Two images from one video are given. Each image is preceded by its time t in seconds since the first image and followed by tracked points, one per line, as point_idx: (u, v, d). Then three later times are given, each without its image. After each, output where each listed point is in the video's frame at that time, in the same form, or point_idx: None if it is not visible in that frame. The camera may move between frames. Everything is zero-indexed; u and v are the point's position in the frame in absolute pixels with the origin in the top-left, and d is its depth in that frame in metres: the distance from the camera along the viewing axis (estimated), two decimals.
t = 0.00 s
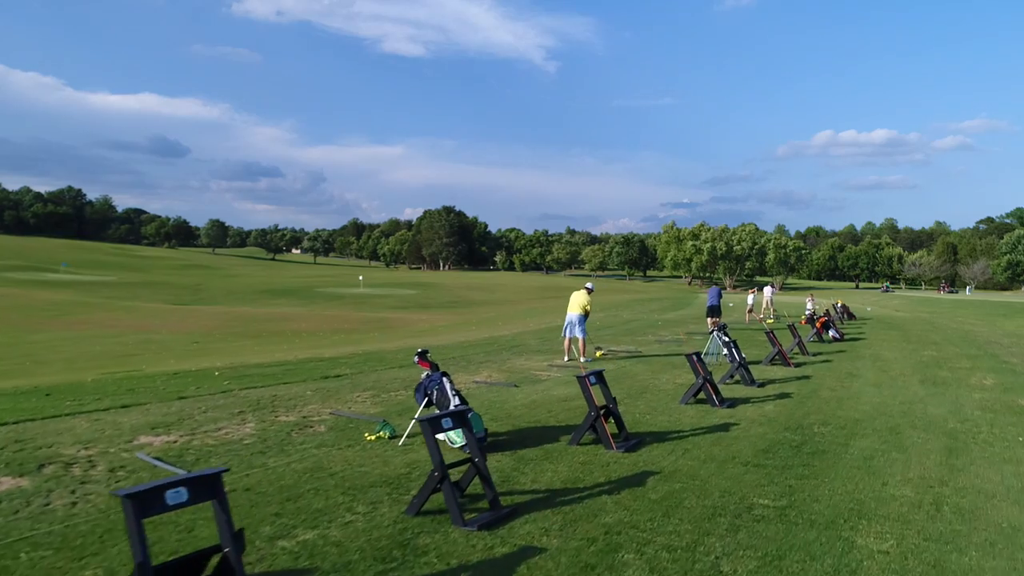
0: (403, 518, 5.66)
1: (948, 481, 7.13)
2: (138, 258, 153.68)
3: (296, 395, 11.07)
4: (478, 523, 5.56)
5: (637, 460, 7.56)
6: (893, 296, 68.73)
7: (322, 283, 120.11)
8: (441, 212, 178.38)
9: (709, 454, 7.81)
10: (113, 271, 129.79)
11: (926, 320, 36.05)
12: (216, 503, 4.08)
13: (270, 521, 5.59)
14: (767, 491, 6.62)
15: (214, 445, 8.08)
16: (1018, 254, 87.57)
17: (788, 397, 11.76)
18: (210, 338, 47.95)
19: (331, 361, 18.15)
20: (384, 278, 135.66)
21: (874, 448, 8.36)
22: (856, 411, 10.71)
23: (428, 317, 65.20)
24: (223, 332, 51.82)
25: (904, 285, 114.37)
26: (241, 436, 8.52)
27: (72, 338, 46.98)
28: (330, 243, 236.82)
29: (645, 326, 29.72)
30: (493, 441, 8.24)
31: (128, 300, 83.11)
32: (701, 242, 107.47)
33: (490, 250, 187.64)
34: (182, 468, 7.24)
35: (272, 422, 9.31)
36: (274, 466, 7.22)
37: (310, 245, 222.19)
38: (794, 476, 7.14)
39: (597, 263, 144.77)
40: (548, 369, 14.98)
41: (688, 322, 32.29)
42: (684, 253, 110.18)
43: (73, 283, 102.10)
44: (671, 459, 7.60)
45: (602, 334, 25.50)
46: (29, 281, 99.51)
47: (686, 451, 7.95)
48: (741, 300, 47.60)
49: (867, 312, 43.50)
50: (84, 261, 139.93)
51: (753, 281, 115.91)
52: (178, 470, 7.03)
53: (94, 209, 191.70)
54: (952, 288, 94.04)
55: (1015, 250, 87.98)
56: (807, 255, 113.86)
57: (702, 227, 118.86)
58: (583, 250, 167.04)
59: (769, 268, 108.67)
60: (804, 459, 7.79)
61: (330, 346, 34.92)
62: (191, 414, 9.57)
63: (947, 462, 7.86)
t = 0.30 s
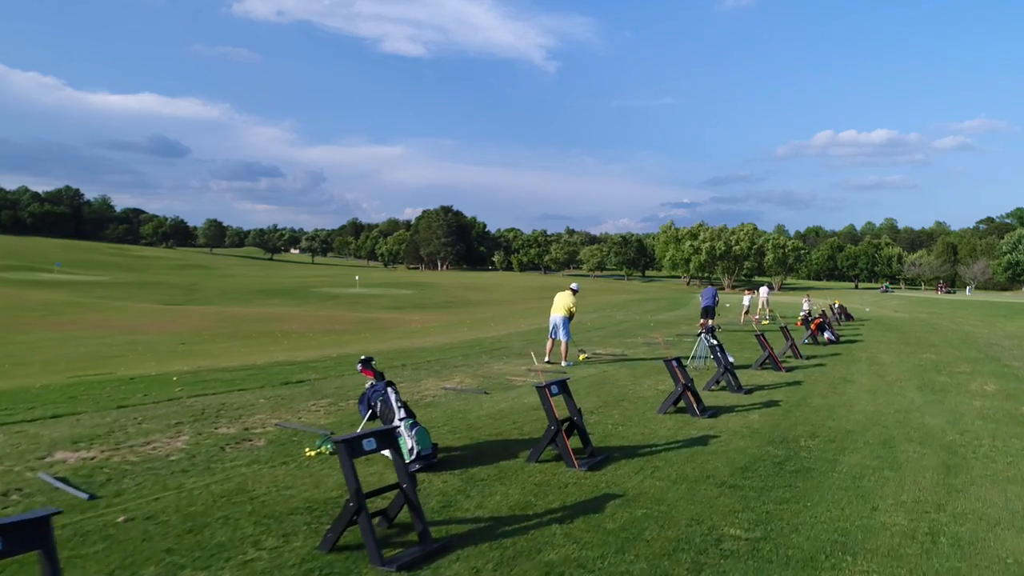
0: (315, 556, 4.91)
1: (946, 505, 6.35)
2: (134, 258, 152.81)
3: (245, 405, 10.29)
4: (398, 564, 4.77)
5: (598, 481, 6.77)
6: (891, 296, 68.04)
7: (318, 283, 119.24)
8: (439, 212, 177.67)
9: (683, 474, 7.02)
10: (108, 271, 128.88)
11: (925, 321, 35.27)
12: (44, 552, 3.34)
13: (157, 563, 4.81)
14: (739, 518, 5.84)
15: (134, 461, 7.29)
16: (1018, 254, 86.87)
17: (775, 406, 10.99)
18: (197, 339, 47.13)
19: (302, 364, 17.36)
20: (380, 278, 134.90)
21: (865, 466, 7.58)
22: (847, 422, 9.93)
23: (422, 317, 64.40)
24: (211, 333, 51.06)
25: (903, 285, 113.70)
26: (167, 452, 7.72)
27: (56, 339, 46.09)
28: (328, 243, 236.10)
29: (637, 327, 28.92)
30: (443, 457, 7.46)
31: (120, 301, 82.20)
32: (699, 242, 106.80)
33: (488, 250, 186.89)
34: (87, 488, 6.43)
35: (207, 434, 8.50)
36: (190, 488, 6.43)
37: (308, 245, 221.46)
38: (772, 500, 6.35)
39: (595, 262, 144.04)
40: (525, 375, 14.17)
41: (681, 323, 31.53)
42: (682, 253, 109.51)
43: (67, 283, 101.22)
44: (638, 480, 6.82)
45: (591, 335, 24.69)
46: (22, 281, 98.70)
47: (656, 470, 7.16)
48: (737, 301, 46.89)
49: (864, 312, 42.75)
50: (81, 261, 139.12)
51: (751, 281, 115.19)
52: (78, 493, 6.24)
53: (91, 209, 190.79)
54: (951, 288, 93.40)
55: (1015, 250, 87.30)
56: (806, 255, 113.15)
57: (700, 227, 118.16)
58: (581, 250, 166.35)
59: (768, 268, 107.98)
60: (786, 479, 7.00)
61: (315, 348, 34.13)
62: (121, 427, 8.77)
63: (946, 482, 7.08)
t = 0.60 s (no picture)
0: None
1: (944, 533, 5.62)
2: (130, 258, 152.01)
3: (188, 413, 9.51)
4: None
5: (553, 506, 6.01)
6: (890, 296, 67.25)
7: (314, 283, 118.44)
8: (437, 212, 176.89)
9: (648, 496, 6.28)
10: (103, 271, 128.06)
11: (925, 322, 34.48)
12: None
13: None
14: (706, 552, 5.10)
15: (38, 482, 6.53)
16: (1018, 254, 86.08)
17: (761, 414, 10.23)
18: (186, 339, 46.39)
19: (273, 367, 16.60)
20: (377, 277, 134.21)
21: (854, 486, 6.81)
22: (838, 433, 9.16)
23: (416, 317, 63.67)
24: (200, 333, 50.36)
25: (903, 285, 112.87)
26: (81, 470, 6.94)
27: (42, 339, 45.33)
28: (326, 243, 235.35)
29: (628, 328, 28.17)
30: (385, 476, 6.69)
31: (112, 301, 81.39)
32: (698, 242, 106.10)
33: (486, 249, 186.19)
34: None
35: (134, 448, 7.74)
36: (88, 515, 5.68)
37: (306, 244, 220.56)
38: (747, 528, 5.60)
39: (593, 262, 143.28)
40: (501, 380, 13.42)
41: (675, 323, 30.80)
42: (680, 252, 108.76)
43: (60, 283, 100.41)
44: (598, 503, 6.07)
45: (579, 336, 23.93)
46: (16, 280, 97.94)
47: (620, 492, 6.39)
48: (733, 301, 46.16)
49: (863, 312, 42.00)
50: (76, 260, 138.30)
51: (750, 281, 114.42)
52: None
53: (88, 209, 189.96)
54: (951, 288, 92.62)
55: (1015, 250, 86.53)
56: (804, 255, 112.41)
57: (699, 226, 117.40)
58: (580, 249, 165.64)
59: (766, 268, 107.19)
60: (764, 503, 6.23)
61: (300, 349, 33.40)
62: (42, 440, 8.02)
63: (944, 505, 6.34)
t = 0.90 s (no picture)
0: None
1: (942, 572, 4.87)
2: (127, 257, 151.30)
3: (124, 423, 8.75)
4: None
5: (498, 537, 5.25)
6: (889, 296, 66.45)
7: (309, 283, 117.62)
8: (435, 211, 176.22)
9: (607, 525, 5.52)
10: (99, 271, 127.33)
11: (924, 322, 33.69)
12: None
13: None
14: None
15: None
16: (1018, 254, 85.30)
17: (748, 424, 9.46)
18: (174, 340, 45.65)
19: (242, 370, 15.88)
20: (374, 277, 133.54)
21: (842, 511, 6.05)
22: (829, 447, 8.38)
23: (411, 317, 62.95)
24: (189, 334, 49.64)
25: (902, 285, 112.08)
26: None
27: (28, 340, 44.62)
28: (324, 242, 234.70)
29: (619, 329, 27.42)
30: (315, 499, 5.94)
31: (105, 301, 80.61)
32: (696, 241, 105.42)
33: (484, 249, 185.49)
34: None
35: (47, 466, 6.96)
36: None
37: (304, 244, 219.80)
38: (717, 567, 4.82)
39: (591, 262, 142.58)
40: (475, 384, 12.67)
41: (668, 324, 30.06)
42: (678, 252, 108.05)
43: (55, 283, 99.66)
44: (547, 534, 5.30)
45: (567, 337, 23.17)
46: (10, 280, 97.26)
47: (576, 521, 5.62)
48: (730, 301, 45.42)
49: (861, 313, 41.28)
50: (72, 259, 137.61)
51: (749, 281, 113.71)
52: None
53: (86, 209, 189.26)
54: (951, 287, 91.83)
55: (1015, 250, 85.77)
56: (803, 254, 111.71)
57: (697, 225, 116.75)
58: (578, 249, 164.87)
59: (765, 268, 106.43)
60: (740, 534, 5.46)
61: (286, 350, 32.69)
62: None
63: (944, 536, 5.57)
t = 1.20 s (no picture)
0: None
1: None
2: (123, 257, 150.49)
3: (46, 437, 7.96)
4: None
5: None
6: (889, 296, 65.67)
7: (304, 283, 116.73)
8: (433, 210, 175.55)
9: (554, 565, 4.76)
10: (94, 270, 126.54)
11: (924, 323, 32.94)
12: None
13: None
14: None
15: None
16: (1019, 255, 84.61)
17: (733, 437, 8.71)
18: (161, 341, 44.82)
19: (207, 374, 15.08)
20: (371, 276, 132.82)
21: (829, 545, 5.28)
22: (819, 463, 7.61)
23: (404, 317, 62.15)
24: (177, 334, 48.81)
25: (901, 285, 111.36)
26: None
27: (12, 340, 43.76)
28: (322, 242, 233.92)
29: (610, 330, 26.63)
30: (224, 531, 5.19)
31: (98, 301, 79.76)
32: (694, 241, 104.72)
33: (482, 249, 184.74)
34: None
35: None
36: None
37: (302, 243, 218.84)
38: None
39: (589, 261, 141.81)
40: (446, 390, 11.90)
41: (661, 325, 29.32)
42: (676, 251, 107.35)
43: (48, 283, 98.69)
44: None
45: (555, 339, 22.37)
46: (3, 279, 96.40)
47: (519, 558, 4.86)
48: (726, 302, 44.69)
49: (859, 313, 40.55)
50: (68, 259, 136.72)
51: (747, 282, 112.94)
52: None
53: (83, 208, 188.43)
54: (950, 287, 91.15)
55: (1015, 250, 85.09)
56: (802, 254, 111.00)
57: (695, 225, 116.04)
58: (576, 249, 164.08)
59: (763, 268, 105.68)
60: None
61: (269, 352, 31.88)
62: None
63: None
